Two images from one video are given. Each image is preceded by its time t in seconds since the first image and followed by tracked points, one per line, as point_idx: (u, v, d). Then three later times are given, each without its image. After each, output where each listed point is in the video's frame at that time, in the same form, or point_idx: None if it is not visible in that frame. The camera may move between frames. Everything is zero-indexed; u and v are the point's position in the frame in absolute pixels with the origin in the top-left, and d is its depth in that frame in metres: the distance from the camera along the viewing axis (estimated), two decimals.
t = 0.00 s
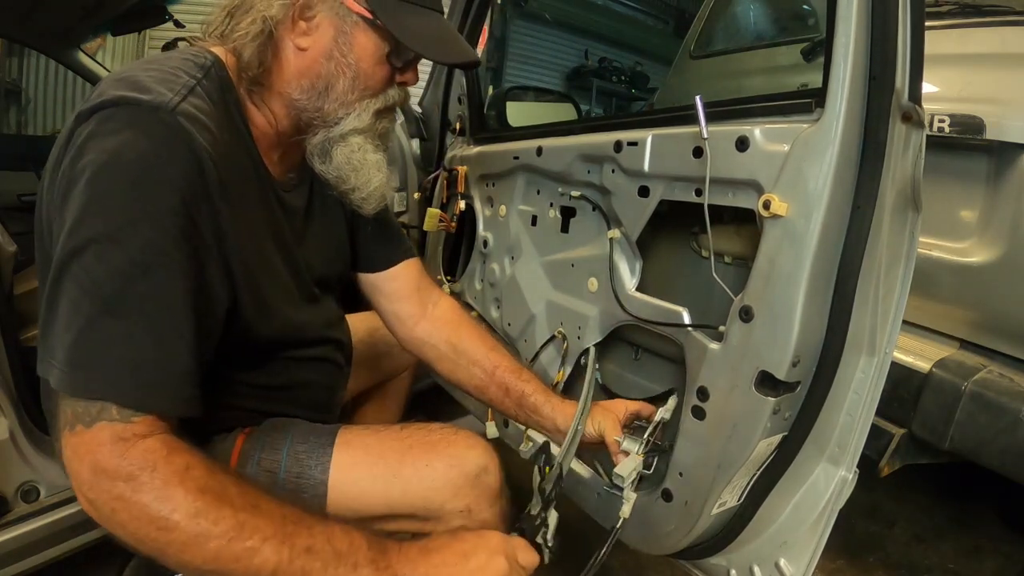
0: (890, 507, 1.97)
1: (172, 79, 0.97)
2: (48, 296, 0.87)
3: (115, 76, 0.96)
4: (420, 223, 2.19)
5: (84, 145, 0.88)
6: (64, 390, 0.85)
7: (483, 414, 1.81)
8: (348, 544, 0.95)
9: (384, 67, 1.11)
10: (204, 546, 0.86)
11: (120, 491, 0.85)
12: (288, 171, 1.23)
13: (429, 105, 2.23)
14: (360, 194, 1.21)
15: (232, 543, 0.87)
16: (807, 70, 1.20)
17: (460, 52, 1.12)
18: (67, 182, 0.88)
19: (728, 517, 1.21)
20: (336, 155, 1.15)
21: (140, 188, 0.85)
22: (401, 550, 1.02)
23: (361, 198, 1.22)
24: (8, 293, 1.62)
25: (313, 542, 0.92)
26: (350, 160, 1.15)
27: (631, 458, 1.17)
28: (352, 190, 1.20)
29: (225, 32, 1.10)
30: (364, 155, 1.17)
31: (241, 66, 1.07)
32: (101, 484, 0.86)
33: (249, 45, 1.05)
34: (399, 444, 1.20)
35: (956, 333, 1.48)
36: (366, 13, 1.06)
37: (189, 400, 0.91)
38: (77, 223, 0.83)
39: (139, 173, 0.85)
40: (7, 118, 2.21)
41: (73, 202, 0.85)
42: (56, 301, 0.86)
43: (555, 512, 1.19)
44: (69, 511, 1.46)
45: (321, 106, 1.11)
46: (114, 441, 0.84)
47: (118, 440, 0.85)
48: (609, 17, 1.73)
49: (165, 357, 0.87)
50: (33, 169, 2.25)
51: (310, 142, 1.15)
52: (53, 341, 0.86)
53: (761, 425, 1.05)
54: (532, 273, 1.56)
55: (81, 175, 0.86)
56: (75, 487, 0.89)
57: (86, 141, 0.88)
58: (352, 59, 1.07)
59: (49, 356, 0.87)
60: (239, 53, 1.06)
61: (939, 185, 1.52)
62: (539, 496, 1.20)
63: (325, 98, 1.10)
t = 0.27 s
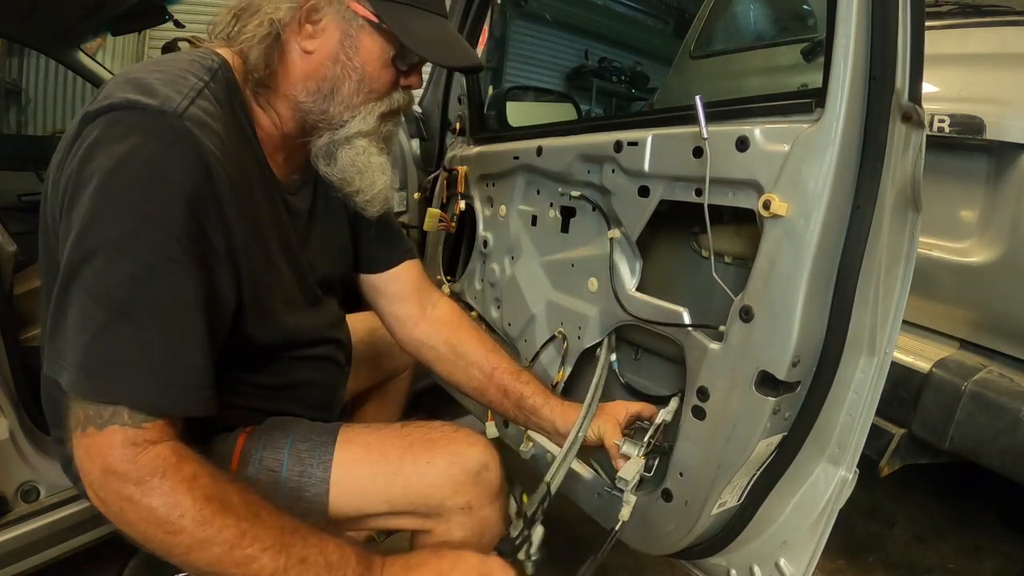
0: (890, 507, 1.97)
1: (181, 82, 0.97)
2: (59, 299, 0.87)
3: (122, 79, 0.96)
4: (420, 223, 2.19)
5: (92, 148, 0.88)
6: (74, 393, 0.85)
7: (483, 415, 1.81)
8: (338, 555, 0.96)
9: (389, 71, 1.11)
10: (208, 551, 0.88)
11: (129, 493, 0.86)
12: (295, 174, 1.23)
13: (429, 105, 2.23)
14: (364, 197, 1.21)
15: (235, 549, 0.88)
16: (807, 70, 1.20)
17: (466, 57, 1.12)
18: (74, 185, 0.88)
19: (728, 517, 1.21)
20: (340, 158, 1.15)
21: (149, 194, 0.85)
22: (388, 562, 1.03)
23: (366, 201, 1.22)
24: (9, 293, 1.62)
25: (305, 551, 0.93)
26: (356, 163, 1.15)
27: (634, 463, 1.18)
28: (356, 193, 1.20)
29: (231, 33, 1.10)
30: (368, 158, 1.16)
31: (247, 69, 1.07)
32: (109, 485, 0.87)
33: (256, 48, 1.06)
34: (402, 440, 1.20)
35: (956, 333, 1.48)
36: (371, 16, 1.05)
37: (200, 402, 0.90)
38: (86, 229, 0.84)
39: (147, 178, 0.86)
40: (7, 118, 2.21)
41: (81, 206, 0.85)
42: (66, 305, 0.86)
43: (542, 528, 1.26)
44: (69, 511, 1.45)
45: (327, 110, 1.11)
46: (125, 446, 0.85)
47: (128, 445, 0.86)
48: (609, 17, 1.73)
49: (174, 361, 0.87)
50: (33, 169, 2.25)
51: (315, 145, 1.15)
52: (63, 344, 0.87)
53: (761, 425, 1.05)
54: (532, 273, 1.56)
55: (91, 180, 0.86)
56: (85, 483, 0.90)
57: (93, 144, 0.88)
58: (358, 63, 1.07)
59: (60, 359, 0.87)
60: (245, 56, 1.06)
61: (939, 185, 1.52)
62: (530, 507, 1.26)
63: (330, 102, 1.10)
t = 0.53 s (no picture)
0: (890, 507, 1.97)
1: (180, 82, 0.97)
2: (58, 299, 0.87)
3: (122, 79, 0.96)
4: (420, 223, 2.19)
5: (93, 148, 0.88)
6: (73, 395, 0.85)
7: (483, 415, 1.81)
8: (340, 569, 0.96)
9: (389, 69, 1.11)
10: (203, 560, 0.88)
11: (127, 494, 0.86)
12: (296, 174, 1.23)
13: (429, 105, 2.23)
14: (364, 195, 1.21)
15: (230, 559, 0.88)
16: (807, 70, 1.20)
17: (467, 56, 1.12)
18: (73, 186, 0.88)
19: (728, 517, 1.21)
20: (340, 157, 1.15)
21: (148, 195, 0.85)
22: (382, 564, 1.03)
23: (365, 200, 1.22)
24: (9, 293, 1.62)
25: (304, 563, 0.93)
26: (355, 161, 1.15)
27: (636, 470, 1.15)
28: (356, 191, 1.20)
29: (231, 34, 1.10)
30: (367, 157, 1.17)
31: (246, 68, 1.07)
32: (108, 486, 0.87)
33: (255, 46, 1.06)
34: (403, 438, 1.19)
35: (956, 333, 1.48)
36: (369, 14, 1.05)
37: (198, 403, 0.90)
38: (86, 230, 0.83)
39: (146, 180, 0.85)
40: (7, 119, 2.21)
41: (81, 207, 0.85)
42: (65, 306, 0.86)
43: (553, 535, 1.14)
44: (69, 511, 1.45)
45: (326, 108, 1.11)
46: (123, 445, 0.85)
47: (127, 445, 0.86)
48: (609, 17, 1.73)
49: (173, 363, 0.87)
50: (33, 169, 2.24)
51: (314, 144, 1.15)
52: (61, 346, 0.86)
53: (761, 425, 1.05)
54: (532, 272, 1.56)
55: (91, 179, 0.86)
56: (84, 484, 0.90)
57: (93, 145, 0.88)
58: (357, 61, 1.07)
59: (58, 360, 0.87)
60: (245, 55, 1.06)
61: (939, 185, 1.52)
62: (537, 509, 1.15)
63: (329, 100, 1.10)
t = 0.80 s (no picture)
0: (890, 507, 1.97)
1: (179, 86, 0.96)
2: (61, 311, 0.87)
3: (120, 86, 0.96)
4: (420, 223, 2.19)
5: (92, 158, 0.88)
6: (84, 408, 0.85)
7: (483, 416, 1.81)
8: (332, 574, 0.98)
9: (388, 71, 1.11)
10: (207, 567, 0.90)
11: (135, 503, 0.87)
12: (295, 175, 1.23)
13: (429, 104, 2.23)
14: (364, 198, 1.21)
15: (231, 566, 0.90)
16: (807, 71, 1.21)
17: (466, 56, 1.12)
18: (75, 195, 0.88)
19: (728, 517, 1.21)
20: (340, 159, 1.15)
21: (154, 204, 0.86)
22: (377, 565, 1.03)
23: (366, 203, 1.22)
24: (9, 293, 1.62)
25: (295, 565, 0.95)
26: (355, 164, 1.16)
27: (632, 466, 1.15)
28: (356, 194, 1.20)
29: (230, 34, 1.10)
30: (368, 160, 1.17)
31: (245, 71, 1.07)
32: (116, 496, 0.88)
33: (253, 48, 1.05)
34: (403, 439, 1.19)
35: (956, 333, 1.48)
36: (369, 17, 1.05)
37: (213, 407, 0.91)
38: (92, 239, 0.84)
39: (152, 189, 0.86)
40: (7, 118, 2.21)
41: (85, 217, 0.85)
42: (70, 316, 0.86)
43: (542, 537, 1.03)
44: (69, 511, 1.45)
45: (326, 111, 1.11)
46: (132, 457, 0.86)
47: (136, 457, 0.87)
48: (609, 17, 1.73)
49: (182, 369, 0.88)
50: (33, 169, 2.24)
51: (314, 146, 1.15)
52: (67, 358, 0.86)
53: (762, 425, 1.05)
54: (532, 272, 1.56)
55: (94, 190, 0.86)
56: (94, 491, 0.91)
57: (94, 154, 0.88)
58: (356, 64, 1.07)
59: (62, 373, 0.87)
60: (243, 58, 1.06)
61: (939, 185, 1.52)
62: (524, 507, 1.04)
63: (329, 103, 1.10)
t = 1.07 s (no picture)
0: (891, 507, 1.96)
1: (173, 92, 0.96)
2: (58, 317, 0.88)
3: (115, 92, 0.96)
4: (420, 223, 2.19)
5: (85, 165, 0.88)
6: (78, 414, 0.87)
7: (482, 416, 1.81)
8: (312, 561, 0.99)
9: (386, 76, 1.10)
10: (192, 555, 0.91)
11: (124, 497, 0.89)
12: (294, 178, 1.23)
13: (429, 104, 2.23)
14: (362, 203, 1.21)
15: (216, 553, 0.92)
16: (806, 70, 1.20)
17: (462, 59, 1.11)
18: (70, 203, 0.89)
19: (727, 517, 1.20)
20: (338, 164, 1.16)
21: (143, 213, 0.86)
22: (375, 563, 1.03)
23: (364, 208, 1.22)
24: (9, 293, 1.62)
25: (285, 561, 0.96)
26: (353, 169, 1.16)
27: (631, 471, 1.15)
28: (354, 200, 1.20)
29: (229, 36, 1.10)
30: (366, 165, 1.17)
31: (242, 76, 1.07)
32: (106, 489, 0.90)
33: (251, 53, 1.05)
34: (405, 434, 1.20)
35: (956, 333, 1.48)
36: (366, 21, 1.05)
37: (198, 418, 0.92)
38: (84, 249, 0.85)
39: (141, 198, 0.86)
40: (7, 118, 2.21)
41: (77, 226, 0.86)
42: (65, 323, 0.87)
43: (508, 538, 1.06)
44: (69, 511, 1.45)
45: (324, 116, 1.11)
46: (119, 458, 0.88)
47: (122, 458, 0.88)
48: (608, 17, 1.73)
49: (172, 376, 0.89)
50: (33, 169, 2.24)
51: (313, 151, 1.16)
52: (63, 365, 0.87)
53: (761, 426, 1.05)
54: (532, 273, 1.56)
55: (89, 199, 0.86)
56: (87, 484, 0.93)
57: (87, 162, 0.88)
58: (354, 69, 1.07)
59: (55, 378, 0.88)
60: (241, 62, 1.06)
61: (939, 185, 1.52)
62: (492, 511, 1.06)
63: (327, 108, 1.10)
